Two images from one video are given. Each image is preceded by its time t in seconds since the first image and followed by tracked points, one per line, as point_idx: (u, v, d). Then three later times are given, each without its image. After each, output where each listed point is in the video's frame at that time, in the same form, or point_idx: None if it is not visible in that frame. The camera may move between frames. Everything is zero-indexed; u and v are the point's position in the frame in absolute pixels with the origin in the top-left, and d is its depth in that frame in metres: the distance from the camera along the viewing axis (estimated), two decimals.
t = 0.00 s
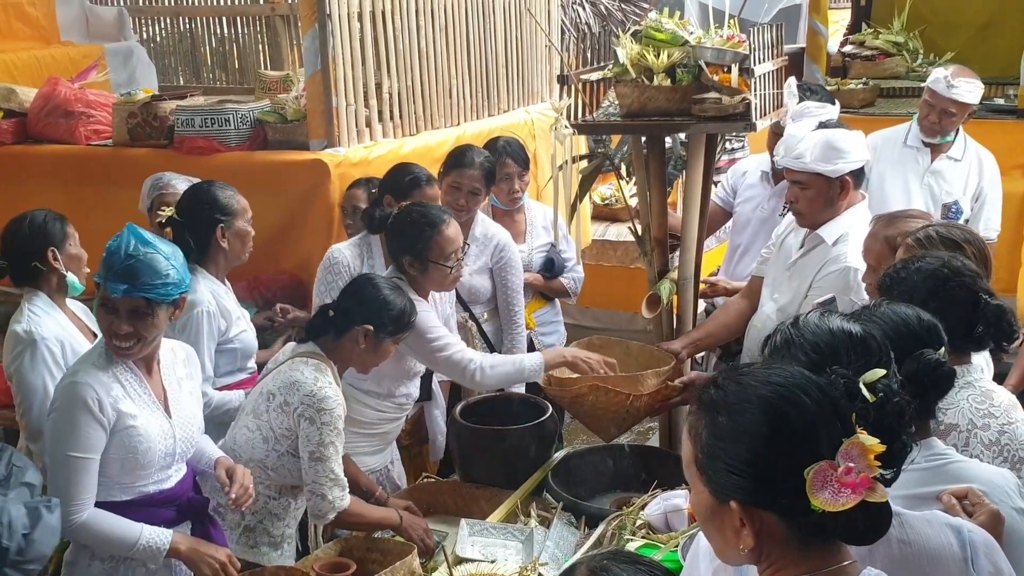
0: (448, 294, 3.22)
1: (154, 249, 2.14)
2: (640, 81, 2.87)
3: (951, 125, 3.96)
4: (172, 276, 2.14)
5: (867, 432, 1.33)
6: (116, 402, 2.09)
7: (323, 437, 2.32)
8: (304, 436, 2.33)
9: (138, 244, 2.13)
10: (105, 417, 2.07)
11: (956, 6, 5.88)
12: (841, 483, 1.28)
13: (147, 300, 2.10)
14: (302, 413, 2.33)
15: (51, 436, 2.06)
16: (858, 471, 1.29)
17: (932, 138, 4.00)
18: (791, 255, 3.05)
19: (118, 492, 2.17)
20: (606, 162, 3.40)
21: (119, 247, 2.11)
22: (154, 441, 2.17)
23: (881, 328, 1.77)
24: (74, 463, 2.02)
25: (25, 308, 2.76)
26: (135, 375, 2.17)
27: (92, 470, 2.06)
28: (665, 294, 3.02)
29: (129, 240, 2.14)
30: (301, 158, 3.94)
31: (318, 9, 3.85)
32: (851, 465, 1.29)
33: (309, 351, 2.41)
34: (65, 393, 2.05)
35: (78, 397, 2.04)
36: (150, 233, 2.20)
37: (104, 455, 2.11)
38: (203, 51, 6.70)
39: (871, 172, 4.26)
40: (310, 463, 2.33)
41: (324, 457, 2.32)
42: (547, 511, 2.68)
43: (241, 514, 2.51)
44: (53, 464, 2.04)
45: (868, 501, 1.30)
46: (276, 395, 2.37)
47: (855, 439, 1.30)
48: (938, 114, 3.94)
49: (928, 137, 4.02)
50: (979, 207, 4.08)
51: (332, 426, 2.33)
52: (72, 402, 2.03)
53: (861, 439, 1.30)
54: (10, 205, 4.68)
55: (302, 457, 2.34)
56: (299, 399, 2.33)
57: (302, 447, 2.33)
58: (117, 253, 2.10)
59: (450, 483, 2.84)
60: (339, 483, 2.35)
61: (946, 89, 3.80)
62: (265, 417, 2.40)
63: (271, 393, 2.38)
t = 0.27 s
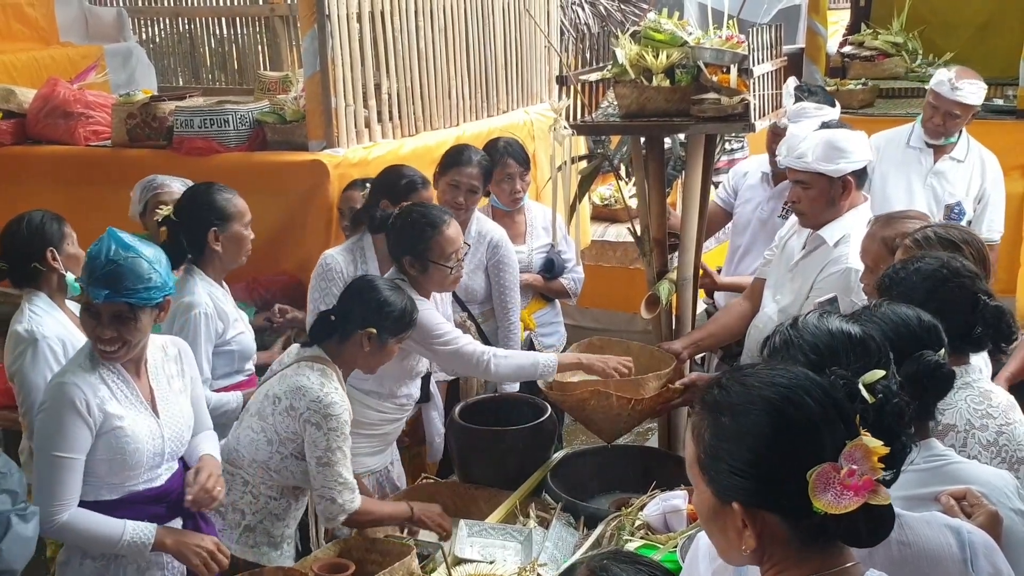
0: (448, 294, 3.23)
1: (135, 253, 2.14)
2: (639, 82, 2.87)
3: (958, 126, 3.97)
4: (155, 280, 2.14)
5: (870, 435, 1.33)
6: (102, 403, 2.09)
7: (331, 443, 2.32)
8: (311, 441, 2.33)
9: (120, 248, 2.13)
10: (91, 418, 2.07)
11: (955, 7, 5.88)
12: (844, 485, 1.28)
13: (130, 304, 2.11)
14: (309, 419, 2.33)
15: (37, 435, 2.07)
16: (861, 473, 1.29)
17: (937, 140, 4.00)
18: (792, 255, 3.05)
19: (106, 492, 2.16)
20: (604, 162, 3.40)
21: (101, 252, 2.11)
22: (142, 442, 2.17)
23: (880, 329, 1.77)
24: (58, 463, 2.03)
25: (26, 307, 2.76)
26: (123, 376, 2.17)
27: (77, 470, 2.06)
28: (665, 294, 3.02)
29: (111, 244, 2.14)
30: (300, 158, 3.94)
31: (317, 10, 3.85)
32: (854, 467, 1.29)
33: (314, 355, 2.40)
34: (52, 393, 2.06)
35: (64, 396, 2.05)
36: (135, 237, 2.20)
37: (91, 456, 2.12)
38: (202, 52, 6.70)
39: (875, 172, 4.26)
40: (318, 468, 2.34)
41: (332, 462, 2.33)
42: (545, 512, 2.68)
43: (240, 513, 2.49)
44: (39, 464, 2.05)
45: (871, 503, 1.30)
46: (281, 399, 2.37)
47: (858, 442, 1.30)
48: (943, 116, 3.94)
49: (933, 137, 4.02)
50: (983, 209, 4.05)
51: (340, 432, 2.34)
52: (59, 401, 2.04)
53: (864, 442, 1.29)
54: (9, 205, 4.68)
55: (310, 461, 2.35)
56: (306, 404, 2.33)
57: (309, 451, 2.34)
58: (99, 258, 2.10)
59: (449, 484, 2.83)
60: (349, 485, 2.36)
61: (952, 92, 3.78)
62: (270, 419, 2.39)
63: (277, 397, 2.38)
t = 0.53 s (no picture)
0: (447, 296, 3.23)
1: (131, 254, 2.14)
2: (638, 85, 2.87)
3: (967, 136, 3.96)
4: (151, 281, 2.14)
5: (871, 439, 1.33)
6: (100, 405, 2.10)
7: (367, 473, 2.40)
8: (343, 467, 2.40)
9: (116, 251, 2.12)
10: (89, 420, 2.08)
11: (954, 10, 5.89)
12: (844, 490, 1.28)
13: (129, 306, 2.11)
14: (341, 446, 2.38)
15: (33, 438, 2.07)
16: (861, 477, 1.29)
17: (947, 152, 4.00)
18: (793, 259, 3.06)
19: (102, 495, 2.16)
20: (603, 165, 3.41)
21: (97, 254, 2.10)
22: (138, 444, 2.18)
23: (878, 332, 1.77)
24: (56, 465, 2.03)
25: (23, 310, 2.76)
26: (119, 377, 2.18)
27: (74, 472, 2.06)
28: (666, 295, 3.02)
29: (106, 246, 2.13)
30: (299, 161, 3.94)
31: (316, 13, 3.86)
32: (854, 472, 1.29)
33: (336, 381, 2.43)
34: (49, 396, 2.06)
35: (62, 399, 2.05)
36: (127, 239, 2.19)
37: (87, 459, 2.12)
38: (202, 55, 6.71)
39: (876, 180, 4.21)
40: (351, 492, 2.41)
41: (364, 489, 2.41)
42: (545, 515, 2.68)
43: (238, 522, 2.47)
44: (35, 466, 2.05)
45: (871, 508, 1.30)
46: (309, 423, 2.40)
47: (858, 446, 1.30)
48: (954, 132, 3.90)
49: (940, 148, 4.00)
50: (984, 213, 4.06)
51: (374, 460, 2.41)
52: (57, 404, 2.04)
53: (864, 446, 1.29)
54: (9, 208, 4.68)
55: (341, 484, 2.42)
56: (339, 433, 2.37)
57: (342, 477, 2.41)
58: (95, 260, 2.09)
59: (449, 486, 2.83)
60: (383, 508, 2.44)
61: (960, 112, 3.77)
62: (292, 439, 2.42)
63: (304, 420, 2.40)
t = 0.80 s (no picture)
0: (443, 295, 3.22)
1: (151, 243, 2.18)
2: (637, 86, 2.87)
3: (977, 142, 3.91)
4: (174, 266, 2.22)
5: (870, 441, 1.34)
6: (111, 408, 2.10)
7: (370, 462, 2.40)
8: (345, 457, 2.39)
9: (138, 241, 2.15)
10: (101, 422, 2.08)
11: (953, 10, 5.90)
12: (845, 492, 1.28)
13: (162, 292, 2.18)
14: (344, 436, 2.38)
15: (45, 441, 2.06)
16: (862, 479, 1.29)
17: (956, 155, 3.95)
18: (793, 259, 3.05)
19: (110, 496, 2.16)
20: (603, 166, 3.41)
21: (124, 245, 2.12)
22: (148, 445, 2.19)
23: (874, 331, 1.77)
24: (70, 469, 2.03)
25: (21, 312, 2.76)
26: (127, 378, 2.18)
27: (87, 476, 2.07)
28: (664, 295, 3.03)
29: (127, 237, 2.15)
30: (299, 162, 3.94)
31: (316, 15, 3.86)
32: (855, 473, 1.29)
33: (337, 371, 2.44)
34: (60, 399, 2.06)
35: (73, 402, 2.05)
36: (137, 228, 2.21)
37: (99, 461, 2.12)
38: (201, 56, 6.71)
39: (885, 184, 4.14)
40: (354, 483, 2.41)
41: (367, 480, 2.41)
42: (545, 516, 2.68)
43: (244, 518, 2.47)
44: (48, 469, 2.05)
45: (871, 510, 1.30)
46: (312, 414, 2.40)
47: (858, 447, 1.30)
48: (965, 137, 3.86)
49: (949, 152, 3.95)
50: (993, 215, 4.05)
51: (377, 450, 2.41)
52: (69, 408, 2.04)
53: (865, 447, 1.30)
54: (9, 210, 4.68)
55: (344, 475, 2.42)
56: (341, 424, 2.37)
57: (344, 468, 2.41)
58: (126, 252, 2.12)
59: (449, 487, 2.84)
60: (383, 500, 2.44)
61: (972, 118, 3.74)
62: (297, 431, 2.42)
63: (307, 411, 2.41)
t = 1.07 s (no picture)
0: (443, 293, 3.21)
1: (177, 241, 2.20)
2: (638, 86, 2.87)
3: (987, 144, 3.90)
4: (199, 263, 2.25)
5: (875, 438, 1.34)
6: (131, 407, 2.11)
7: (352, 433, 2.35)
8: (331, 432, 2.36)
9: (165, 238, 2.17)
10: (121, 421, 2.08)
11: (954, 8, 5.90)
12: (850, 488, 1.28)
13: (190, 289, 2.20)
14: (327, 409, 2.35)
15: (64, 440, 2.05)
16: (866, 476, 1.29)
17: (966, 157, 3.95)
18: (794, 258, 3.05)
19: (122, 497, 2.17)
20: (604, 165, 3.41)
21: (153, 242, 2.13)
22: (163, 445, 2.19)
23: (874, 329, 1.77)
24: (89, 467, 2.02)
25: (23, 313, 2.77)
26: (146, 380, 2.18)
27: (106, 475, 2.06)
28: (665, 294, 3.03)
29: (154, 234, 2.16)
30: (300, 163, 3.95)
31: (316, 15, 3.86)
32: (859, 470, 1.29)
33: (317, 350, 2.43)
34: (82, 397, 2.05)
35: (94, 401, 2.04)
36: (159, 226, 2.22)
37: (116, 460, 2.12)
38: (202, 57, 6.72)
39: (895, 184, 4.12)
40: (340, 457, 2.37)
41: (352, 453, 2.36)
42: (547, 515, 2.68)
43: (247, 512, 2.49)
44: (65, 468, 2.03)
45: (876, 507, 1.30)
46: (297, 393, 2.38)
47: (864, 444, 1.30)
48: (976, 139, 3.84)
49: (960, 154, 3.95)
50: (1003, 215, 4.05)
51: (359, 421, 2.36)
52: (91, 407, 2.04)
53: (870, 444, 1.30)
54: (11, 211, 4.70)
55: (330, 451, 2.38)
56: (322, 397, 2.35)
57: (330, 443, 2.37)
58: (156, 249, 2.13)
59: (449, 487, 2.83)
60: (370, 473, 2.39)
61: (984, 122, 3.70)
62: (285, 413, 2.41)
63: (291, 391, 2.40)
